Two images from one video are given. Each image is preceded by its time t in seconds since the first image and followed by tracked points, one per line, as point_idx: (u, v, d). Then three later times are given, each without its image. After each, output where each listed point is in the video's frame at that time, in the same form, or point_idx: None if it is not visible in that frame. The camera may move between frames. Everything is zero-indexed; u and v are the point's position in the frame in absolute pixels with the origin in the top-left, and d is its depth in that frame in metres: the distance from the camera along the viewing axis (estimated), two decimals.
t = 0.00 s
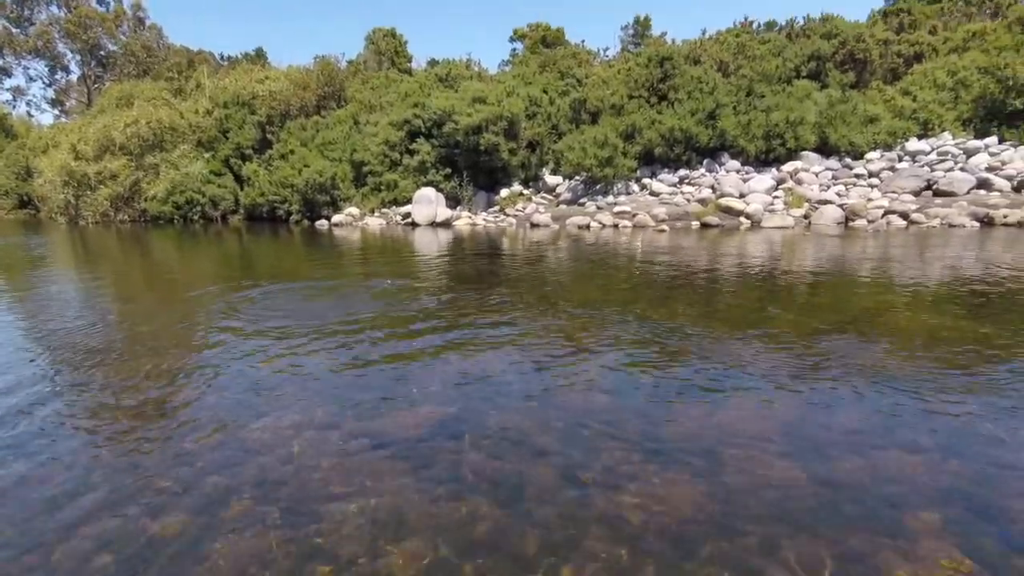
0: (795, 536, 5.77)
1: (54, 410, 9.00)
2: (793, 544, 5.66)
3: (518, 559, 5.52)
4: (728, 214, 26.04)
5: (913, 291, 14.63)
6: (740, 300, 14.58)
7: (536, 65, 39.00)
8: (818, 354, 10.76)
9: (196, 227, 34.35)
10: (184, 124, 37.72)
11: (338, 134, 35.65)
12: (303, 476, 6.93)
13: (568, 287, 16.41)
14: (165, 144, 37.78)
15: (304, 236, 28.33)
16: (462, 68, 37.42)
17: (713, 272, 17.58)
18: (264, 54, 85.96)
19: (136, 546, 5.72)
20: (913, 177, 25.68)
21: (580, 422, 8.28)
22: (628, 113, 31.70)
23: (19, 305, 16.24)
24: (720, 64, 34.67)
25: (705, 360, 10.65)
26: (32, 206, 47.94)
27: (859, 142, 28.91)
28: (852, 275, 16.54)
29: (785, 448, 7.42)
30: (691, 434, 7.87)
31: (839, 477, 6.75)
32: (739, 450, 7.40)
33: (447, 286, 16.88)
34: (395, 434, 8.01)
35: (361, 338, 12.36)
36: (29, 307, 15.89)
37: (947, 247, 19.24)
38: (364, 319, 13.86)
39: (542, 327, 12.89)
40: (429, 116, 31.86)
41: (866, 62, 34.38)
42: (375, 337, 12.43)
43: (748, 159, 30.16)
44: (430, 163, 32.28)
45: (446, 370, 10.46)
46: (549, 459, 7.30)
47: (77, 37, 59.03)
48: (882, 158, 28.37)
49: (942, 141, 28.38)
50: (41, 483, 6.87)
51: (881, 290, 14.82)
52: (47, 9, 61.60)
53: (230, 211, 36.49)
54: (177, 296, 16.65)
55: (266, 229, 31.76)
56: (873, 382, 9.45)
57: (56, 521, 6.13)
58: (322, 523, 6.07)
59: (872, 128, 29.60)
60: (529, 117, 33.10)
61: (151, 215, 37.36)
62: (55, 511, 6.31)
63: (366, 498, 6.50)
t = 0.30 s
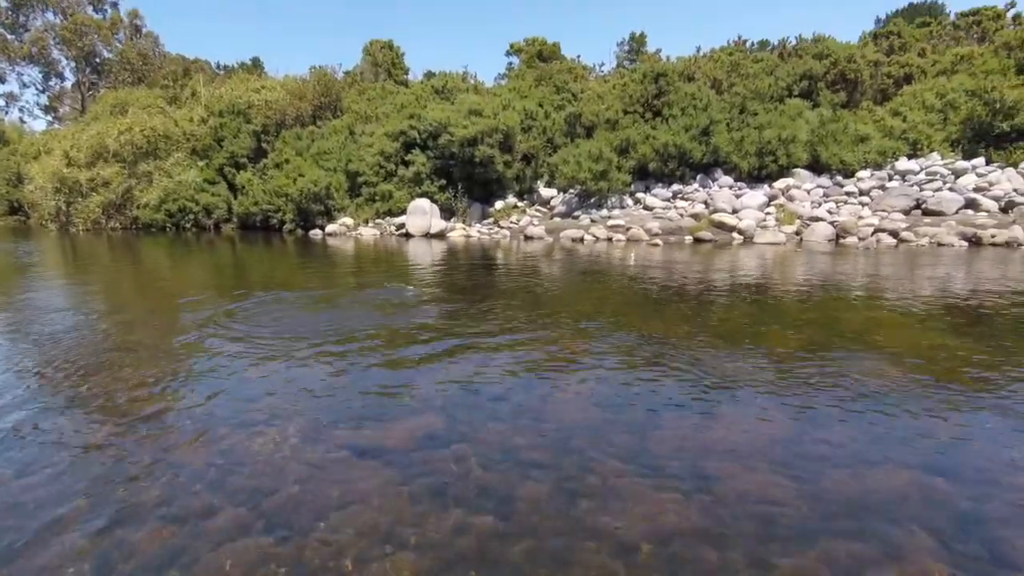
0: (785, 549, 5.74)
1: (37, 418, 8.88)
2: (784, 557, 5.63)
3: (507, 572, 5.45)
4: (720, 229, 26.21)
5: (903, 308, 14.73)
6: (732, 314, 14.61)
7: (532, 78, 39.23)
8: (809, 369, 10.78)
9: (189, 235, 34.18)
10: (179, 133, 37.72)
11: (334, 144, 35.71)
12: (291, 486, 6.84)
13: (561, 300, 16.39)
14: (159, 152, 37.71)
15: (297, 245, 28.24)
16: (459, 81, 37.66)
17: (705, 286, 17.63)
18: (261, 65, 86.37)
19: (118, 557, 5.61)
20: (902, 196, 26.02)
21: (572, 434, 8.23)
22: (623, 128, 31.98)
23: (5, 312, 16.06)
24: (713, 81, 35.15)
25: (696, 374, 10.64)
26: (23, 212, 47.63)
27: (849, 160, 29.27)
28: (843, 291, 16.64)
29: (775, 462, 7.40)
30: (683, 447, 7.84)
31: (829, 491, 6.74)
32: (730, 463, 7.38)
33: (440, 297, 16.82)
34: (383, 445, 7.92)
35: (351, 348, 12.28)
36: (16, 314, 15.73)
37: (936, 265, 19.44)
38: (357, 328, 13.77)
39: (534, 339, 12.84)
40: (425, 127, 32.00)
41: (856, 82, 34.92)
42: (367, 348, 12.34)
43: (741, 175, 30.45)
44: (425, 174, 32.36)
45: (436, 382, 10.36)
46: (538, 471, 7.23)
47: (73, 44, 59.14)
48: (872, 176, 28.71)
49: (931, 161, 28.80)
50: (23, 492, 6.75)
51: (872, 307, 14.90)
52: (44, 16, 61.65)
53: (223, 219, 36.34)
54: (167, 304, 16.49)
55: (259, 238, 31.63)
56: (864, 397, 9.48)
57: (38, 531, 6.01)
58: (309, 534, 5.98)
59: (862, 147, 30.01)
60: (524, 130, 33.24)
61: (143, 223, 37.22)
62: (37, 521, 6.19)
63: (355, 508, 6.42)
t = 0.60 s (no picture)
0: (780, 560, 5.72)
1: (23, 427, 8.76)
2: (779, 568, 5.60)
3: None
4: (714, 241, 26.37)
5: (894, 320, 14.82)
6: (725, 326, 14.65)
7: (528, 89, 39.47)
8: (802, 380, 10.81)
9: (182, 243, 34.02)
10: (173, 141, 37.70)
11: (329, 153, 35.76)
12: (282, 496, 6.75)
13: (556, 310, 16.39)
14: (153, 159, 37.63)
15: (291, 254, 28.16)
16: (455, 92, 37.84)
17: (700, 298, 17.68)
18: (257, 74, 86.68)
19: (105, 568, 5.53)
20: (893, 210, 26.32)
21: (566, 444, 8.20)
22: (618, 140, 32.25)
23: None
24: (707, 95, 35.56)
25: (691, 384, 10.63)
26: (14, 219, 47.29)
27: (841, 174, 29.59)
28: (835, 303, 16.74)
29: (771, 473, 7.38)
30: (677, 457, 7.82)
31: (822, 501, 6.74)
32: (724, 474, 7.37)
33: (435, 307, 16.78)
34: (377, 455, 7.83)
35: (346, 358, 12.20)
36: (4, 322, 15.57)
37: (927, 278, 19.60)
38: (351, 338, 13.68)
39: (529, 349, 12.81)
40: (421, 137, 32.10)
41: (847, 98, 35.43)
42: (361, 357, 12.27)
43: (734, 188, 30.72)
44: (421, 184, 32.40)
45: (431, 392, 10.29)
46: (533, 482, 7.17)
47: (68, 51, 59.14)
48: (864, 190, 29.01)
49: (921, 176, 29.18)
50: (9, 501, 6.65)
51: (864, 319, 14.99)
52: (40, 23, 61.63)
53: (217, 228, 36.21)
54: (159, 313, 16.39)
55: (253, 247, 31.50)
56: (856, 408, 9.50)
57: (24, 542, 5.92)
58: (300, 544, 5.91)
59: (853, 161, 30.36)
60: (520, 141, 33.35)
61: (136, 230, 37.07)
62: (23, 532, 6.09)
63: (347, 518, 6.34)
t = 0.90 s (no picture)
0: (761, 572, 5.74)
1: None
2: None
3: None
4: (696, 254, 26.69)
5: (871, 333, 15.11)
6: (707, 338, 14.78)
7: (514, 102, 39.61)
8: (783, 391, 10.94)
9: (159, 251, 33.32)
10: (152, 146, 37.08)
11: (313, 162, 35.47)
12: (260, 511, 6.59)
13: (540, 321, 16.38)
14: (131, 164, 36.94)
15: (273, 263, 27.76)
16: (441, 103, 37.88)
17: (682, 310, 17.83)
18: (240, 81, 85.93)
19: None
20: (868, 227, 26.99)
21: (549, 456, 8.15)
22: (602, 154, 32.59)
23: None
24: (690, 111, 36.19)
25: (675, 397, 10.66)
26: None
27: (818, 191, 30.29)
28: (814, 316, 17.04)
29: (753, 485, 7.41)
30: (659, 468, 7.83)
31: (802, 511, 6.81)
32: (706, 484, 7.40)
33: (418, 318, 16.64)
34: (357, 469, 7.67)
35: (329, 369, 12.02)
36: None
37: (902, 293, 20.07)
38: (335, 349, 13.49)
39: (513, 360, 12.77)
40: (406, 147, 32.01)
41: (825, 118, 36.38)
42: (343, 368, 12.10)
43: (716, 203, 31.20)
44: (406, 195, 32.24)
45: (414, 404, 10.15)
46: (517, 495, 7.09)
47: (44, 51, 57.97)
48: (840, 207, 29.68)
49: (895, 194, 30.00)
50: None
51: (842, 332, 15.26)
52: (16, 23, 60.38)
53: (195, 235, 35.57)
54: (135, 322, 15.97)
55: (233, 255, 30.98)
56: (835, 418, 9.64)
57: None
58: (278, 562, 5.77)
59: (831, 179, 31.10)
60: (505, 153, 33.37)
61: (111, 237, 36.24)
62: None
63: (327, 533, 6.21)
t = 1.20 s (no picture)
0: None
1: None
2: None
3: None
4: (666, 265, 27.07)
5: (834, 342, 15.50)
6: (676, 348, 14.95)
7: (487, 113, 39.74)
8: (748, 399, 11.12)
9: (119, 262, 32.21)
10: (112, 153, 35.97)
11: (281, 171, 34.89)
12: (219, 531, 6.35)
13: (511, 332, 16.33)
14: (89, 172, 35.76)
15: (239, 273, 27.09)
16: (413, 113, 37.75)
17: (652, 320, 18.02)
18: (206, 87, 84.09)
19: None
20: (829, 238, 27.84)
21: (518, 466, 8.09)
22: (574, 165, 32.91)
23: None
24: (660, 125, 36.90)
25: (644, 405, 10.74)
26: None
27: (782, 204, 31.14)
28: (779, 326, 17.42)
29: (720, 493, 7.48)
30: (628, 477, 7.84)
31: (767, 518, 6.90)
32: (674, 492, 7.44)
33: (388, 329, 16.41)
34: (322, 484, 7.47)
35: (296, 381, 11.76)
36: None
37: (862, 303, 20.72)
38: (302, 362, 13.17)
39: (483, 371, 12.68)
40: (378, 157, 31.75)
41: (788, 133, 37.54)
42: (310, 381, 11.82)
43: (685, 215, 31.77)
44: (377, 205, 31.93)
45: (384, 416, 9.98)
46: (486, 508, 7.00)
47: None
48: (803, 219, 30.56)
49: (854, 207, 31.06)
50: None
51: (806, 341, 15.63)
52: None
53: (157, 245, 34.55)
54: (90, 335, 15.31)
55: (197, 266, 30.15)
56: (799, 425, 9.83)
57: None
58: None
59: (794, 192, 32.02)
60: (477, 163, 33.37)
61: (67, 247, 34.92)
62: None
63: (289, 553, 6.02)
